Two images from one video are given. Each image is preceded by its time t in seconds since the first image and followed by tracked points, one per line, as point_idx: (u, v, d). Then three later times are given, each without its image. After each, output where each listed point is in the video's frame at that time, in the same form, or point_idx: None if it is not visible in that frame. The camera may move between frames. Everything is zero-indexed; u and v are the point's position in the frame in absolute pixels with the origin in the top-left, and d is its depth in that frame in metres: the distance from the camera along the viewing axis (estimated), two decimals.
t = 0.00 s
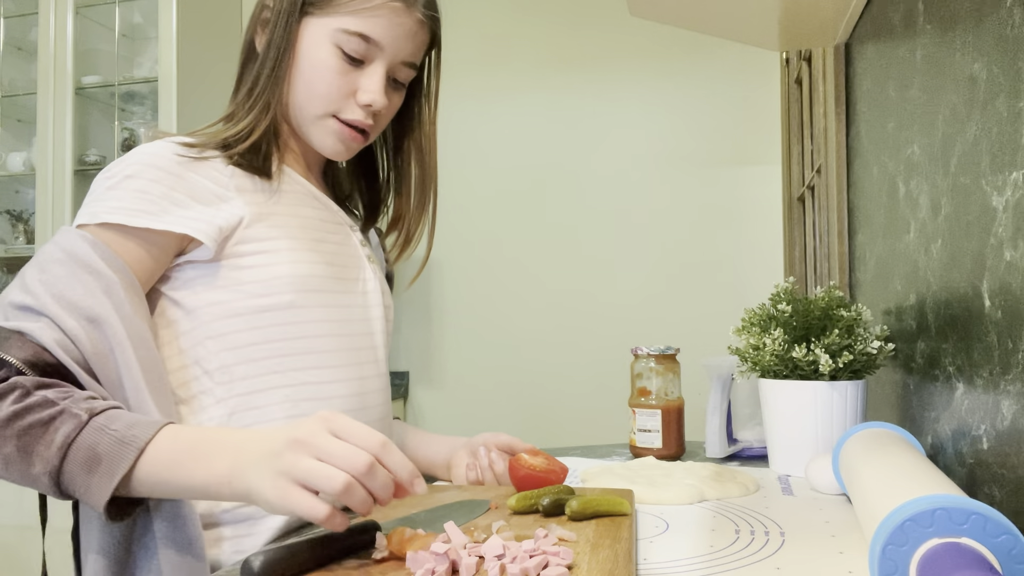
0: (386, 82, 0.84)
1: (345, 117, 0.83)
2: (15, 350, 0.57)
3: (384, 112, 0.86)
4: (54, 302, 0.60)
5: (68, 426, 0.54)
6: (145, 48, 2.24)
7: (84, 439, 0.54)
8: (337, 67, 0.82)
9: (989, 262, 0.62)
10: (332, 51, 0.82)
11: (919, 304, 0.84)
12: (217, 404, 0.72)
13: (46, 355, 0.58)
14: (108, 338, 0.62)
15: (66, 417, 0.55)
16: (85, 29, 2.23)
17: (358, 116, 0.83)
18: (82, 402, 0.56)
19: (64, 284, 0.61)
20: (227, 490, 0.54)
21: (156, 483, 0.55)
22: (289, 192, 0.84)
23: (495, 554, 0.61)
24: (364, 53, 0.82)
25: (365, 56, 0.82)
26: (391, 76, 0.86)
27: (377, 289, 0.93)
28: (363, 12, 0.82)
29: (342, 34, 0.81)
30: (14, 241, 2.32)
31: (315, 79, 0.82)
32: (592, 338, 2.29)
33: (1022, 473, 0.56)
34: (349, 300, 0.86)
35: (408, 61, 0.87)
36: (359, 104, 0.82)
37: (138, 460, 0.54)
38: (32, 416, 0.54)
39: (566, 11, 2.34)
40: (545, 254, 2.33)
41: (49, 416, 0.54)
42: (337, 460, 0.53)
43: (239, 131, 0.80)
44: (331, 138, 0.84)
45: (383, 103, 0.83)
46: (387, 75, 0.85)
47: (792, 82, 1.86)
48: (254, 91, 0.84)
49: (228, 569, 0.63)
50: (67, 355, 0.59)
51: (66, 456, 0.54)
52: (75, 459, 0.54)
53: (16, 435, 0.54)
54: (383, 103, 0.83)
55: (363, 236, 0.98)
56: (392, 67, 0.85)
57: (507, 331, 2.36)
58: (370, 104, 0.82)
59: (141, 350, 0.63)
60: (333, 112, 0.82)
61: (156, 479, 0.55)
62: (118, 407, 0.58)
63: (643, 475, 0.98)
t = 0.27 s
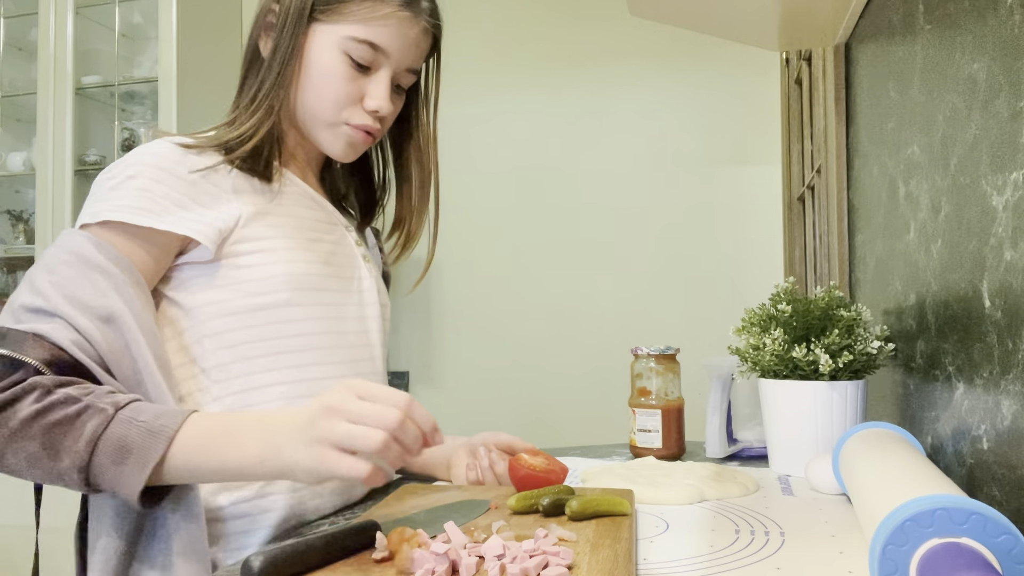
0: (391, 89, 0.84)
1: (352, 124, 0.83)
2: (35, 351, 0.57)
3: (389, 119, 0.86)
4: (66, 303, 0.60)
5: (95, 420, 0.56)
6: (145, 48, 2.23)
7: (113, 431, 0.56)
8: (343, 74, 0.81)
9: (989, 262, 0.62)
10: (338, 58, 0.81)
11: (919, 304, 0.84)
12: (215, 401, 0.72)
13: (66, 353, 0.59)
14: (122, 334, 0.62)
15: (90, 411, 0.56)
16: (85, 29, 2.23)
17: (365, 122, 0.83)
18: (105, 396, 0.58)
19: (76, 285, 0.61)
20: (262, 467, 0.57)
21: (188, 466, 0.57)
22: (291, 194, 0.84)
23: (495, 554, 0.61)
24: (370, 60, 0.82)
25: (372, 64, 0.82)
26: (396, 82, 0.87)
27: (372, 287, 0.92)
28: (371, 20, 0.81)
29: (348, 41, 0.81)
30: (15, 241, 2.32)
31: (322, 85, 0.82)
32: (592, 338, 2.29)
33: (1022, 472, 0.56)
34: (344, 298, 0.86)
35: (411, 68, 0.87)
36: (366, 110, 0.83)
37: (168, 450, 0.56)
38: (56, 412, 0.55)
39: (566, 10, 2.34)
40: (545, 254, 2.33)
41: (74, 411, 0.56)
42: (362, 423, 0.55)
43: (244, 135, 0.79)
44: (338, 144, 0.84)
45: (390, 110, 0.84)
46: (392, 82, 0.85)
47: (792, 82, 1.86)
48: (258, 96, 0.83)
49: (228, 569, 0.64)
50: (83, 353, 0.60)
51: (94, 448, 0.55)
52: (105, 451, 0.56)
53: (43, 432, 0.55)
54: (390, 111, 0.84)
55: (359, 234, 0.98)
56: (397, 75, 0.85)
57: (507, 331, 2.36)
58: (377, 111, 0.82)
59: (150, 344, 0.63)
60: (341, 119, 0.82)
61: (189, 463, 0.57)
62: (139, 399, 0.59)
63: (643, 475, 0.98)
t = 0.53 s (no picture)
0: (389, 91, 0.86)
1: (352, 126, 0.84)
2: (113, 341, 0.59)
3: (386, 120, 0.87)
4: (132, 296, 0.61)
5: (195, 412, 0.59)
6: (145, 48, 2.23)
7: (212, 422, 0.60)
8: (343, 76, 0.82)
9: (989, 262, 0.62)
10: (337, 60, 0.82)
11: (919, 304, 0.84)
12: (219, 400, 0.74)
13: (141, 345, 0.61)
14: (183, 328, 0.66)
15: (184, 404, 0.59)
16: (86, 29, 2.23)
17: (364, 124, 0.84)
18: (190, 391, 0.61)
19: (142, 281, 0.62)
20: (369, 452, 0.64)
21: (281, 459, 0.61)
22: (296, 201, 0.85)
23: (495, 554, 0.61)
24: (369, 62, 0.83)
25: (371, 66, 0.83)
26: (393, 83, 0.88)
27: (368, 289, 0.92)
28: (370, 23, 0.82)
29: (348, 45, 0.82)
30: (14, 241, 2.32)
31: (322, 87, 0.82)
32: (592, 338, 2.29)
33: (1022, 473, 0.56)
34: (344, 298, 0.87)
35: (406, 69, 0.88)
36: (365, 112, 0.84)
37: (268, 437, 0.61)
38: (155, 405, 0.58)
39: (566, 11, 2.34)
40: (546, 254, 2.33)
41: (167, 404, 0.59)
42: (491, 426, 0.70)
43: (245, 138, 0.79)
44: (338, 145, 0.85)
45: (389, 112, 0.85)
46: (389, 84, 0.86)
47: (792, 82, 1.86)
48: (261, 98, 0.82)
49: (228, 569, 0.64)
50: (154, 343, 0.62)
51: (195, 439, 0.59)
52: (206, 442, 0.59)
53: (135, 424, 0.57)
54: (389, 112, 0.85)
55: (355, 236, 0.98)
56: (393, 76, 0.86)
57: (507, 331, 2.36)
58: (377, 113, 0.84)
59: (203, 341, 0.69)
60: (342, 121, 0.83)
61: (292, 451, 0.62)
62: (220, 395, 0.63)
63: (643, 475, 0.98)
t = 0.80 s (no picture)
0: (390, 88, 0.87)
1: (354, 122, 0.85)
2: (142, 350, 0.61)
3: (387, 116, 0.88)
4: (158, 305, 0.63)
5: (222, 417, 0.60)
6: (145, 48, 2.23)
7: (239, 427, 0.61)
8: (345, 74, 0.83)
9: (989, 262, 0.62)
10: (339, 58, 0.83)
11: (920, 304, 0.84)
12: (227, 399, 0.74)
13: (169, 352, 0.62)
14: (209, 332, 0.67)
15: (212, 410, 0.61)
16: (86, 29, 2.23)
17: (366, 120, 0.85)
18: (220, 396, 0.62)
19: (167, 290, 0.64)
20: (391, 453, 0.66)
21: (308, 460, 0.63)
22: (300, 203, 0.85)
23: (495, 554, 0.61)
24: (370, 60, 0.84)
25: (372, 64, 0.84)
26: (394, 80, 0.89)
27: (372, 286, 0.93)
28: (370, 22, 0.83)
29: (349, 43, 0.82)
30: (14, 241, 2.32)
31: (325, 86, 0.83)
32: (592, 338, 2.29)
33: (1022, 473, 0.56)
34: (349, 297, 0.87)
35: (407, 66, 0.89)
36: (367, 109, 0.85)
37: (295, 440, 0.62)
38: (183, 411, 0.60)
39: (566, 11, 2.34)
40: (545, 254, 2.33)
41: (197, 411, 0.60)
42: (515, 449, 0.70)
43: (250, 138, 0.79)
44: (340, 141, 0.86)
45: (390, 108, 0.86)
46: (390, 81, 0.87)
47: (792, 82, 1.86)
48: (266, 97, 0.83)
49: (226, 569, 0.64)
50: (182, 349, 0.63)
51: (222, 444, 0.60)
52: (234, 446, 0.60)
53: (168, 431, 0.59)
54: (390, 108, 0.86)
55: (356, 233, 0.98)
56: (394, 73, 0.87)
57: (507, 331, 2.36)
58: (379, 109, 0.85)
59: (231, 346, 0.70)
60: (344, 118, 0.84)
61: (316, 452, 0.63)
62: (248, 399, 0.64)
63: (643, 475, 0.98)
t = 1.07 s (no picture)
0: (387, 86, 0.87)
1: (351, 120, 0.85)
2: (140, 360, 0.61)
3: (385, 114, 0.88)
4: (156, 313, 0.63)
5: (219, 425, 0.61)
6: (145, 48, 2.23)
7: (236, 434, 0.61)
8: (342, 73, 0.83)
9: (989, 262, 0.62)
10: (336, 58, 0.83)
11: (919, 304, 0.84)
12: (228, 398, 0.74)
13: (168, 360, 0.63)
14: (209, 338, 0.67)
15: (209, 418, 0.61)
16: (86, 29, 2.23)
17: (363, 118, 0.85)
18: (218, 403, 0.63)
19: (165, 298, 0.64)
20: (387, 458, 0.66)
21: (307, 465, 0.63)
22: (302, 205, 0.85)
23: (495, 554, 0.61)
24: (366, 58, 0.84)
25: (369, 62, 0.84)
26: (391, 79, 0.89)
27: (373, 286, 0.93)
28: (366, 20, 0.83)
29: (345, 42, 0.83)
30: (14, 241, 2.32)
31: (322, 86, 0.83)
32: (592, 338, 2.29)
33: (1022, 472, 0.56)
34: (352, 297, 0.87)
35: (404, 64, 0.89)
36: (364, 107, 0.84)
37: (293, 446, 0.63)
38: (180, 421, 0.60)
39: (566, 11, 2.34)
40: (545, 254, 2.33)
41: (194, 419, 0.60)
42: (513, 455, 0.69)
43: (249, 140, 0.79)
44: (339, 140, 0.86)
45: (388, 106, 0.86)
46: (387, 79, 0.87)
47: (792, 82, 1.86)
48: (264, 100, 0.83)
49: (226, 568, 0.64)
50: (181, 358, 0.63)
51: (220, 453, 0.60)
52: (232, 454, 0.61)
53: (166, 440, 0.60)
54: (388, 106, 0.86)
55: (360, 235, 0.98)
56: (391, 71, 0.87)
57: (507, 330, 2.36)
58: (376, 107, 0.84)
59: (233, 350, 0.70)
60: (342, 116, 0.84)
61: (314, 459, 0.63)
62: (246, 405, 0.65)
63: (643, 475, 0.98)
